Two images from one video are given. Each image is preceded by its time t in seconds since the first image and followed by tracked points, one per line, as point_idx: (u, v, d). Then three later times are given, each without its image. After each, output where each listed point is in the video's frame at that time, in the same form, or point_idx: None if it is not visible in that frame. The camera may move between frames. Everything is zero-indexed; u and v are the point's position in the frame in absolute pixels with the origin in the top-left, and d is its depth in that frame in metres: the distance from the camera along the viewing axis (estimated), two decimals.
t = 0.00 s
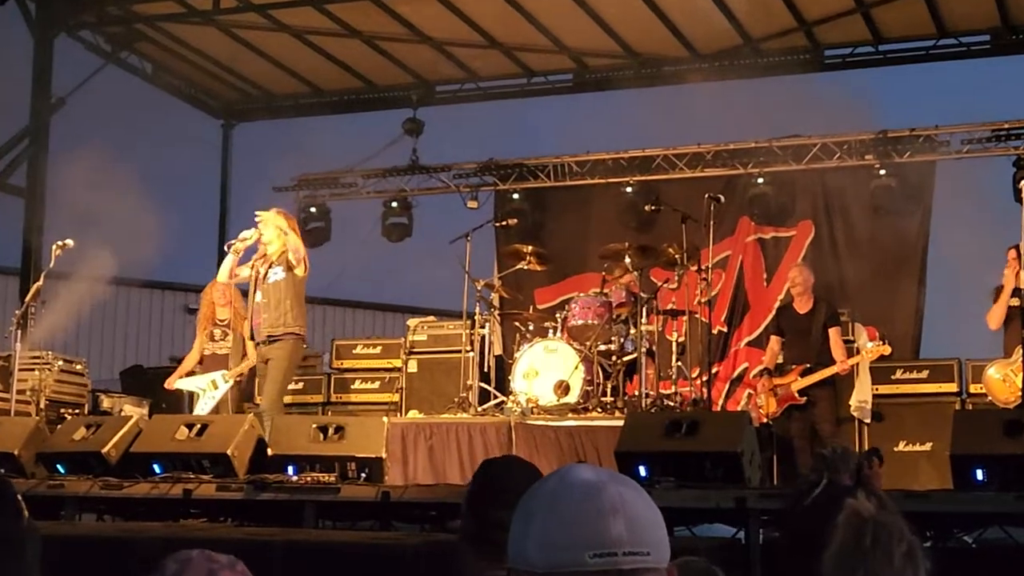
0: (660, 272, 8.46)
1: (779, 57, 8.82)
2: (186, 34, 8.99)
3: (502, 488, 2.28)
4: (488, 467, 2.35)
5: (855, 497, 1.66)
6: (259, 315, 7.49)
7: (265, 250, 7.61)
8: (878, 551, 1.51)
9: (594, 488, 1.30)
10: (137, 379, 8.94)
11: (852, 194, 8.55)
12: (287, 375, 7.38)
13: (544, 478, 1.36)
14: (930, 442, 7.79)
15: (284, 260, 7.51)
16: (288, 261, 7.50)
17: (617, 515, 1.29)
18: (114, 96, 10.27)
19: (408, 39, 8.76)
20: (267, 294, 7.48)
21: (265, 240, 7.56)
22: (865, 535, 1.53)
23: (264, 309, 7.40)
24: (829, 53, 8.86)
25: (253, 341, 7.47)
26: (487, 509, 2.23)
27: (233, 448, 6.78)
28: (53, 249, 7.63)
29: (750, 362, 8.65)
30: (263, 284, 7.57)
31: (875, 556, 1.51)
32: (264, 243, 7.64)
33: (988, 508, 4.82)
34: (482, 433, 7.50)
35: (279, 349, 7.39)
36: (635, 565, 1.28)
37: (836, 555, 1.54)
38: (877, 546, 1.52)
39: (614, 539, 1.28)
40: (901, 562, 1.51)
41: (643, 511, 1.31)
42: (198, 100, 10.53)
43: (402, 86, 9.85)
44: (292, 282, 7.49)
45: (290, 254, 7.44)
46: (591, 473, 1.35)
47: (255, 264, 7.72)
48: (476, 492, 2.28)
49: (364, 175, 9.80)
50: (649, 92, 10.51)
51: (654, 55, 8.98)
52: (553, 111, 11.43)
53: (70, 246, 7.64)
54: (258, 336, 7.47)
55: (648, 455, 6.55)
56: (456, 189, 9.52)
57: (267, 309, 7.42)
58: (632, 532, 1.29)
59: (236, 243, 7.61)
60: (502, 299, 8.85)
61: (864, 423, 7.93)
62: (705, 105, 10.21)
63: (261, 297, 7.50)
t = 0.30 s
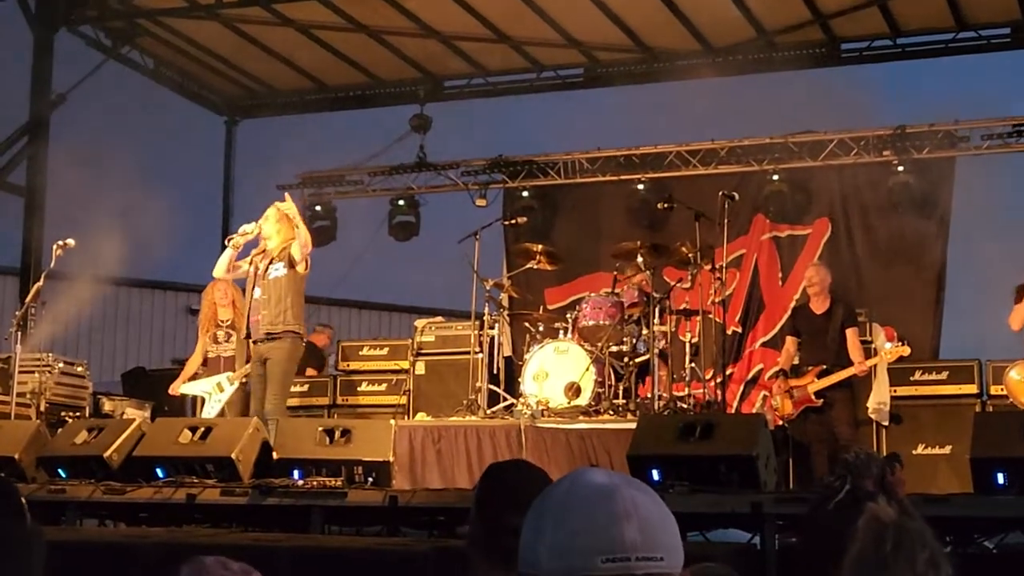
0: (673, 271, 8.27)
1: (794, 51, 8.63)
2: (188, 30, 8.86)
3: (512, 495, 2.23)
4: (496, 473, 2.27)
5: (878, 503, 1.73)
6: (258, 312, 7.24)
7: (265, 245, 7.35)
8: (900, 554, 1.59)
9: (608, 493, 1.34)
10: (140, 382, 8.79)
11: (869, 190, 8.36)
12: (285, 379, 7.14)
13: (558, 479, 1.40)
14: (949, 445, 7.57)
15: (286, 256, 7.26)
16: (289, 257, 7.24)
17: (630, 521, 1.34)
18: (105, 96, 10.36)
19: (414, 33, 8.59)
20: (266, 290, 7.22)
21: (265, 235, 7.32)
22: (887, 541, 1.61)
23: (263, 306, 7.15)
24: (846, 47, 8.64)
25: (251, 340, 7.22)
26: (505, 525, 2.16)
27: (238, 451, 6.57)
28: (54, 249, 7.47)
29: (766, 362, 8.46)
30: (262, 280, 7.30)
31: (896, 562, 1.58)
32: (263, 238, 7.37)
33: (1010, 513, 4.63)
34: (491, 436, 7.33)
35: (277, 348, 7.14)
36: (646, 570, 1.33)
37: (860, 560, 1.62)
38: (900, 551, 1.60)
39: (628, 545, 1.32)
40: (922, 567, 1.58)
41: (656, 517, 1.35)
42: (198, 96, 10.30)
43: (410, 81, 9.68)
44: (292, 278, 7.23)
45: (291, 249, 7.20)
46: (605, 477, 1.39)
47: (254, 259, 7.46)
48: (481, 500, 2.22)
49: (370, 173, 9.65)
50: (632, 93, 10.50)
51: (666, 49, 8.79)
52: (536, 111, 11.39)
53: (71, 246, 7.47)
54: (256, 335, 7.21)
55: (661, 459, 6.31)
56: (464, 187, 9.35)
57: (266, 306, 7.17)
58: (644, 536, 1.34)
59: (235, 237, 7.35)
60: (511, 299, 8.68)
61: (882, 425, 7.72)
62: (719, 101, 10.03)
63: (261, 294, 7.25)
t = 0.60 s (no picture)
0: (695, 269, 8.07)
1: (817, 44, 8.44)
2: (197, 24, 8.70)
3: (536, 500, 2.14)
4: (513, 474, 2.17)
5: (915, 507, 1.76)
6: (270, 311, 6.97)
7: (273, 242, 7.11)
8: None
9: (630, 497, 1.39)
10: (149, 384, 8.62)
11: (896, 187, 8.16)
12: (296, 381, 6.90)
13: (580, 484, 1.44)
14: (979, 448, 7.34)
15: (296, 254, 7.03)
16: (299, 255, 7.02)
17: (652, 526, 1.38)
18: (115, 96, 10.40)
19: (429, 26, 8.41)
20: (277, 289, 6.96)
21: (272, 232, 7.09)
22: (922, 545, 1.63)
23: (277, 306, 6.88)
24: (872, 40, 8.44)
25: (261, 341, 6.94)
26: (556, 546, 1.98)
27: (249, 453, 6.36)
28: (61, 248, 7.29)
29: (789, 363, 8.26)
30: (271, 279, 7.04)
31: (931, 565, 1.60)
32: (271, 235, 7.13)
33: None
34: (509, 438, 7.14)
35: (290, 350, 6.93)
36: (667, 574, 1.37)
37: (894, 564, 1.64)
38: (934, 556, 1.62)
39: (651, 550, 1.36)
40: (956, 568, 1.60)
41: (677, 522, 1.39)
42: (208, 92, 10.03)
43: (424, 76, 9.49)
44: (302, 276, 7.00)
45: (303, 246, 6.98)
46: (626, 482, 1.43)
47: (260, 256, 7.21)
48: (496, 499, 2.15)
49: (383, 170, 9.48)
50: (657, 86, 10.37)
51: (687, 42, 8.60)
52: (556, 106, 11.32)
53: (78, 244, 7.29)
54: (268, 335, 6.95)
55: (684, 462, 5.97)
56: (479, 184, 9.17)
57: (279, 305, 6.90)
58: (666, 541, 1.37)
59: (242, 234, 7.10)
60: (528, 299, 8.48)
61: (910, 428, 7.51)
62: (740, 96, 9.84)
63: (272, 292, 6.98)
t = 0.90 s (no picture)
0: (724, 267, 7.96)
1: (847, 37, 8.31)
2: (219, 18, 8.60)
3: (561, 498, 2.11)
4: (540, 474, 2.13)
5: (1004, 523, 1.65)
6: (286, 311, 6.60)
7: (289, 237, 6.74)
8: None
9: (665, 494, 0.97)
10: (171, 383, 8.54)
11: (929, 183, 8.02)
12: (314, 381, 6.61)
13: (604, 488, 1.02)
14: (1016, 450, 7.16)
15: (312, 251, 6.66)
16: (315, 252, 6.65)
17: (694, 529, 0.95)
18: (131, 91, 10.24)
19: (454, 20, 8.29)
20: (293, 287, 6.60)
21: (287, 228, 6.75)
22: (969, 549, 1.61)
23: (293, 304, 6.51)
24: (904, 33, 8.29)
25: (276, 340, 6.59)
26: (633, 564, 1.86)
27: (274, 455, 6.23)
28: (84, 245, 7.20)
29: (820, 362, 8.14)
30: (286, 276, 6.68)
31: None
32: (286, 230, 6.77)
33: None
34: (535, 439, 7.03)
35: (306, 348, 6.57)
36: None
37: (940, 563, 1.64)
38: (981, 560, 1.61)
39: (687, 556, 0.94)
40: None
41: (725, 525, 0.96)
42: (229, 87, 9.93)
43: (448, 70, 9.38)
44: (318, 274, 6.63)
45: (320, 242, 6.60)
46: (665, 483, 1.01)
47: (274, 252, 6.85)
48: (522, 503, 2.12)
49: (406, 166, 9.38)
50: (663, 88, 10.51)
51: (715, 36, 8.46)
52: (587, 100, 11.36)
53: (101, 241, 7.20)
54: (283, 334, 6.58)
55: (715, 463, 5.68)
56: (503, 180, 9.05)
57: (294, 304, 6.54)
58: (711, 551, 0.95)
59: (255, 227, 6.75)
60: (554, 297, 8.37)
61: (945, 428, 7.36)
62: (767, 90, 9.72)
63: (287, 290, 6.62)
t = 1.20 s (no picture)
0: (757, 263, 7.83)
1: (884, 27, 8.11)
2: (240, 10, 8.45)
3: (583, 501, 1.37)
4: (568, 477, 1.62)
5: None
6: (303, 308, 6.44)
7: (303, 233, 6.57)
8: None
9: (717, 498, 0.99)
10: (192, 382, 8.40)
11: (967, 178, 7.83)
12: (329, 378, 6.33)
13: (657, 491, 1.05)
14: None
15: (330, 247, 6.51)
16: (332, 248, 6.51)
17: (745, 533, 0.97)
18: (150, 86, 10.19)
19: (480, 11, 8.13)
20: (310, 285, 6.43)
21: (301, 222, 6.57)
22: None
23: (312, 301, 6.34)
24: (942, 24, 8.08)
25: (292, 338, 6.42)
26: None
27: (297, 456, 6.01)
28: (104, 242, 7.05)
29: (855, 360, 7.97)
30: (303, 272, 6.51)
31: None
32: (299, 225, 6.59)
33: None
34: (564, 439, 6.85)
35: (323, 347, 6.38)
36: None
37: None
38: None
39: (738, 557, 0.96)
40: None
41: (774, 529, 0.98)
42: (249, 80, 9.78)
43: (472, 63, 9.22)
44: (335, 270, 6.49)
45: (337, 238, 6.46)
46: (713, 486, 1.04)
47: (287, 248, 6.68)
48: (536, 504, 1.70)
49: (430, 161, 9.22)
50: (682, 74, 10.67)
51: (747, 27, 8.27)
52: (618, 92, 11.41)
53: (121, 238, 7.05)
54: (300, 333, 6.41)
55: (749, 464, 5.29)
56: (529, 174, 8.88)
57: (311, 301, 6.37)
58: (762, 552, 0.97)
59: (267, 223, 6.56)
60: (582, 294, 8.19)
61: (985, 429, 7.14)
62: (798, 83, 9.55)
63: (303, 287, 6.46)
